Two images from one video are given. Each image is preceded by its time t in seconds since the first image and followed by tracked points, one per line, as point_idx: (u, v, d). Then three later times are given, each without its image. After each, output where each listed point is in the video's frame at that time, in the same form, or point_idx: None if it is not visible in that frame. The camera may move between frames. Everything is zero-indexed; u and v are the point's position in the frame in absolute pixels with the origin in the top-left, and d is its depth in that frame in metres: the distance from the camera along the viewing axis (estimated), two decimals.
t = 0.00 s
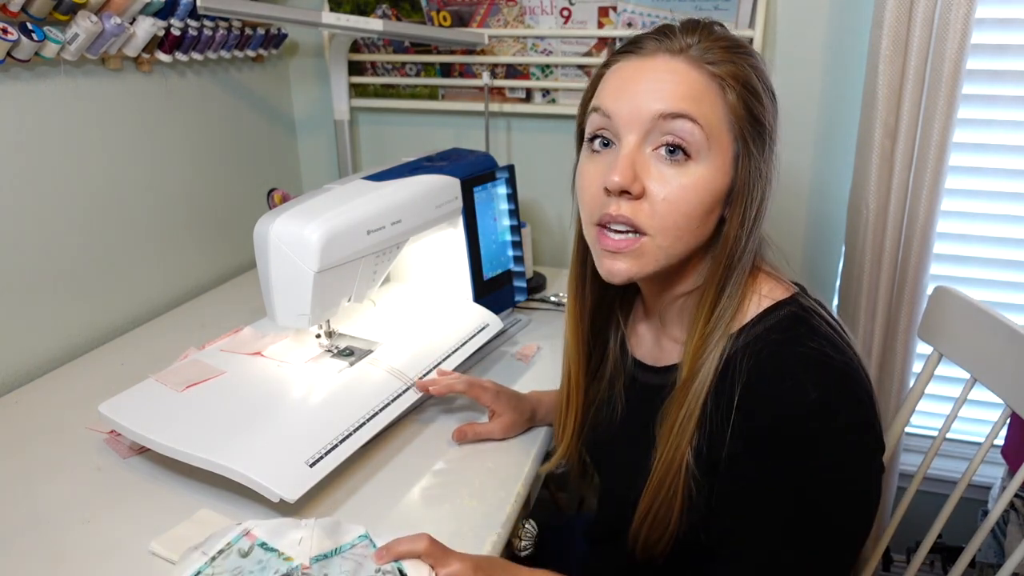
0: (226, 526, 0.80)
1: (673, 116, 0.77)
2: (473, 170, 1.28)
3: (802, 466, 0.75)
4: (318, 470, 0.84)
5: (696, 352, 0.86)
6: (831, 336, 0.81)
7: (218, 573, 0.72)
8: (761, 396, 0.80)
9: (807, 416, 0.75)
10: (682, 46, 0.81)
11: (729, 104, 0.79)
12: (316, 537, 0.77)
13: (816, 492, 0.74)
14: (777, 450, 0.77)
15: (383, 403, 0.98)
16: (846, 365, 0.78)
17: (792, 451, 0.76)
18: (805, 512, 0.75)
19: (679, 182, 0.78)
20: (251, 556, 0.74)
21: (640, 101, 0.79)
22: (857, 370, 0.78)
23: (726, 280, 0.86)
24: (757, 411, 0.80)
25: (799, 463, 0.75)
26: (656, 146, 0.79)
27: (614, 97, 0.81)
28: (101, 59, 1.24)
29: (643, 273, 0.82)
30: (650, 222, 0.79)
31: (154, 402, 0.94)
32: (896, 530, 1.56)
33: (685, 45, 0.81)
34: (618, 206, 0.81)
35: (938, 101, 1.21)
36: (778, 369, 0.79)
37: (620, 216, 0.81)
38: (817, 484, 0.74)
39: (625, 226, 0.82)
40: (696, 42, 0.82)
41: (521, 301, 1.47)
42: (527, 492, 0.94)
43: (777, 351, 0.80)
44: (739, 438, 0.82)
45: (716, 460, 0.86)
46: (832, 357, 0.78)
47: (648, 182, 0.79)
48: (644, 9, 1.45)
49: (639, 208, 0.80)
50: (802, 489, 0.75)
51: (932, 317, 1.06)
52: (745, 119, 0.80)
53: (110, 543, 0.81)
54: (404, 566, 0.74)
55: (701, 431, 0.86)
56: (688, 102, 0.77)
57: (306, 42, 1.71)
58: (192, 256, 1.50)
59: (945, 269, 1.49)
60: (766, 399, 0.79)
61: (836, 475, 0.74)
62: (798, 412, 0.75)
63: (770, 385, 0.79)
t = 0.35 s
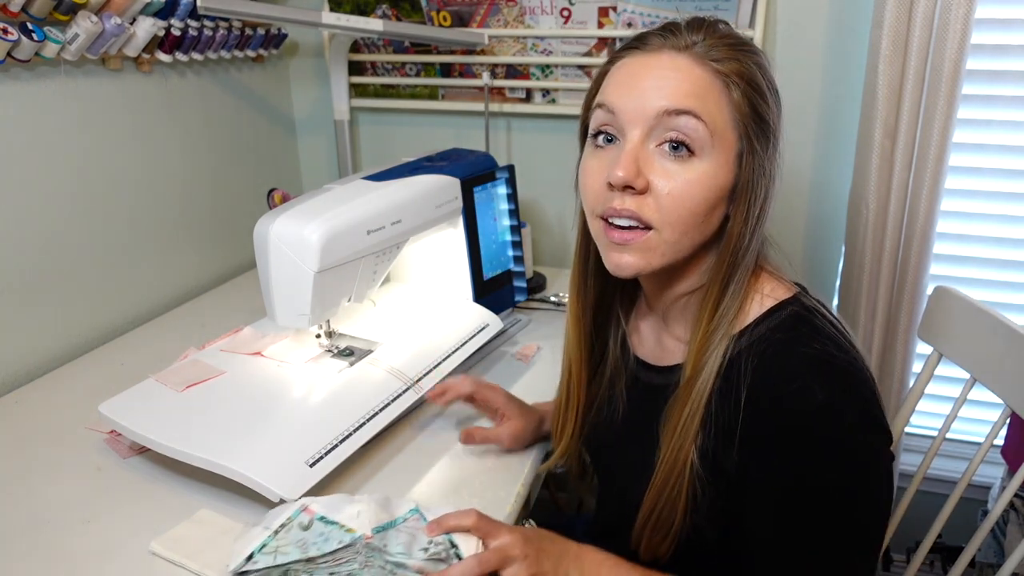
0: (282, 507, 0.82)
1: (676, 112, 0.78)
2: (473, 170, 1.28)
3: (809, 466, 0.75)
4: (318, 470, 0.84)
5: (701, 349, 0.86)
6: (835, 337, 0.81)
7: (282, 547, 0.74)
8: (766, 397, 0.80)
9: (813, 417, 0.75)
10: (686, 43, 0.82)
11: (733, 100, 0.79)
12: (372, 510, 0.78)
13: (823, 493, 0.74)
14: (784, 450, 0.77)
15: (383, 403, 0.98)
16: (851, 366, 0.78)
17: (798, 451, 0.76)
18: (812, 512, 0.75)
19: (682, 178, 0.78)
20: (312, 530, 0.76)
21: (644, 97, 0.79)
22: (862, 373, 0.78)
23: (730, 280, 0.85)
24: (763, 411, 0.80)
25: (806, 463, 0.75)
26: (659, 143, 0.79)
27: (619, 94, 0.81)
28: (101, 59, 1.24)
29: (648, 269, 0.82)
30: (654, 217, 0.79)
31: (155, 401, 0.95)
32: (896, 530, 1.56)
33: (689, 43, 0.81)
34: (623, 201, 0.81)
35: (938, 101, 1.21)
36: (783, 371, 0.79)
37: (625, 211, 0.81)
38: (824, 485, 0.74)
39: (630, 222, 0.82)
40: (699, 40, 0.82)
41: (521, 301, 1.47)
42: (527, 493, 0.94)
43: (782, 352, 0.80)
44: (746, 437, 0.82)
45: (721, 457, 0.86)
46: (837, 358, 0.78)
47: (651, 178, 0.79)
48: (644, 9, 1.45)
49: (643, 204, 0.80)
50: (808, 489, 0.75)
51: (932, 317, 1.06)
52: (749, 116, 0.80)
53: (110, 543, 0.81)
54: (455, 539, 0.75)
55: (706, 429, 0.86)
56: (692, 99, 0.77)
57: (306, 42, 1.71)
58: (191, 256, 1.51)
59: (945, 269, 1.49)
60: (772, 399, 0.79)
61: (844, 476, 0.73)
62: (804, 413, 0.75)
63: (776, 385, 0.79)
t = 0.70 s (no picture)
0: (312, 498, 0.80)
1: (692, 105, 0.78)
2: (473, 170, 1.27)
3: (832, 460, 0.75)
4: (319, 470, 0.84)
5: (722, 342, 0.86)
6: (860, 336, 0.81)
7: (315, 540, 0.73)
8: (788, 391, 0.80)
9: (838, 411, 0.75)
10: (704, 36, 0.82)
11: (750, 93, 0.79)
12: (394, 492, 0.77)
13: (846, 487, 0.75)
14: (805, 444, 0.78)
15: (383, 403, 0.98)
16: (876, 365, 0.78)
17: (822, 445, 0.76)
18: (834, 506, 0.76)
19: (699, 172, 0.78)
20: (340, 519, 0.75)
21: (661, 91, 0.79)
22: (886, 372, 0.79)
23: (750, 275, 0.86)
24: (785, 405, 0.80)
25: (828, 457, 0.75)
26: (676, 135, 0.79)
27: (635, 88, 0.81)
28: (101, 59, 1.24)
29: (665, 266, 0.83)
30: (671, 211, 0.80)
31: (155, 402, 0.95)
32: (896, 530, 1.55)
33: (707, 36, 0.81)
34: (639, 195, 0.81)
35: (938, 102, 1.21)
36: (808, 367, 0.79)
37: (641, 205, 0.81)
38: (848, 478, 0.75)
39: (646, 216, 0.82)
40: (717, 33, 0.82)
41: (521, 301, 1.47)
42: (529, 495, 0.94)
43: (808, 347, 0.80)
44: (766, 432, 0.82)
45: (740, 453, 0.86)
46: (864, 356, 0.78)
47: (667, 172, 0.79)
48: (644, 9, 1.45)
49: (659, 197, 0.80)
50: (831, 483, 0.76)
51: (932, 317, 1.06)
52: (766, 110, 0.80)
53: (110, 543, 0.81)
54: (478, 500, 0.82)
55: (727, 425, 0.86)
56: (708, 92, 0.77)
57: (306, 42, 1.71)
58: (191, 256, 1.50)
59: (945, 269, 1.49)
60: (795, 394, 0.79)
61: (867, 469, 0.74)
62: (829, 408, 0.75)
63: (799, 379, 0.79)
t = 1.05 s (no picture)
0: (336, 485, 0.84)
1: (708, 102, 0.78)
2: (473, 170, 1.27)
3: (832, 465, 0.76)
4: (318, 470, 0.84)
5: (727, 343, 0.86)
6: (863, 340, 0.81)
7: (343, 520, 0.76)
8: (790, 395, 0.80)
9: (839, 416, 0.75)
10: (719, 34, 0.82)
11: (764, 93, 0.79)
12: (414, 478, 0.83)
13: (847, 490, 0.75)
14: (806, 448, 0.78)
15: (383, 403, 0.98)
16: (878, 370, 0.78)
17: (823, 450, 0.76)
18: (835, 509, 0.76)
19: (712, 171, 0.78)
20: (367, 503, 0.78)
21: (677, 87, 0.79)
22: (888, 376, 0.79)
23: (755, 277, 0.86)
24: (786, 410, 0.80)
25: (827, 460, 0.76)
26: (690, 133, 0.79)
27: (649, 84, 0.81)
28: (101, 59, 1.24)
29: (673, 262, 0.82)
30: (684, 209, 0.79)
31: (155, 402, 0.95)
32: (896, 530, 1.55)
33: (722, 34, 0.82)
34: (651, 191, 0.80)
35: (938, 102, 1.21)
36: (810, 370, 0.79)
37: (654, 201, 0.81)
38: (848, 482, 0.75)
39: (657, 214, 0.82)
40: (732, 31, 0.82)
41: (521, 301, 1.47)
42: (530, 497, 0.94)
43: (810, 352, 0.80)
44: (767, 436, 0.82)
45: (742, 456, 0.86)
46: (865, 360, 0.78)
47: (681, 169, 0.79)
48: (644, 9, 1.45)
49: (672, 194, 0.80)
50: (832, 487, 0.76)
51: (931, 317, 1.06)
52: (779, 111, 0.80)
53: (110, 543, 0.81)
54: (501, 476, 0.84)
55: (728, 428, 0.86)
56: (725, 90, 0.78)
57: (306, 41, 1.71)
58: (191, 256, 1.51)
59: (945, 269, 1.49)
60: (796, 398, 0.79)
61: (868, 472, 0.74)
62: (831, 412, 0.76)
63: (801, 384, 0.79)
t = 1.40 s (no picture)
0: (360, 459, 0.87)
1: (709, 103, 0.78)
2: (473, 170, 1.27)
3: (833, 462, 0.76)
4: (319, 470, 0.84)
5: (728, 342, 0.86)
6: (862, 337, 0.82)
7: (375, 478, 0.78)
8: (790, 394, 0.80)
9: (839, 414, 0.75)
10: (719, 35, 0.82)
11: (765, 93, 0.80)
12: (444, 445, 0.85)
13: (848, 487, 0.75)
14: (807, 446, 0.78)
15: (383, 403, 0.98)
16: (878, 367, 0.78)
17: (823, 448, 0.76)
18: (836, 506, 0.76)
19: (714, 171, 0.78)
20: (399, 463, 0.80)
21: (678, 88, 0.79)
22: (888, 374, 0.79)
23: (755, 276, 0.86)
24: (786, 408, 0.80)
25: (827, 458, 0.76)
26: (691, 133, 0.79)
27: (649, 85, 0.81)
28: (101, 59, 1.24)
29: (675, 262, 0.82)
30: (686, 209, 0.79)
31: (155, 402, 0.95)
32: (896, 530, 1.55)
33: (722, 34, 0.82)
34: (652, 192, 0.80)
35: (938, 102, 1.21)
36: (810, 368, 0.79)
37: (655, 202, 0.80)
38: (849, 479, 0.75)
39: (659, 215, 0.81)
40: (732, 32, 0.82)
41: (521, 301, 1.47)
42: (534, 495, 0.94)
43: (810, 350, 0.80)
44: (768, 435, 0.82)
45: (742, 454, 0.86)
46: (864, 357, 0.78)
47: (683, 170, 0.79)
48: (644, 9, 1.45)
49: (674, 195, 0.79)
50: (833, 485, 0.76)
51: (931, 317, 1.06)
52: (779, 111, 0.80)
53: (110, 543, 0.81)
54: (531, 450, 0.87)
55: (729, 427, 0.86)
56: (726, 91, 0.78)
57: (306, 42, 1.71)
58: (192, 256, 1.51)
59: (945, 269, 1.49)
60: (796, 396, 0.80)
61: (868, 470, 0.75)
62: (831, 411, 0.76)
63: (801, 383, 0.79)
